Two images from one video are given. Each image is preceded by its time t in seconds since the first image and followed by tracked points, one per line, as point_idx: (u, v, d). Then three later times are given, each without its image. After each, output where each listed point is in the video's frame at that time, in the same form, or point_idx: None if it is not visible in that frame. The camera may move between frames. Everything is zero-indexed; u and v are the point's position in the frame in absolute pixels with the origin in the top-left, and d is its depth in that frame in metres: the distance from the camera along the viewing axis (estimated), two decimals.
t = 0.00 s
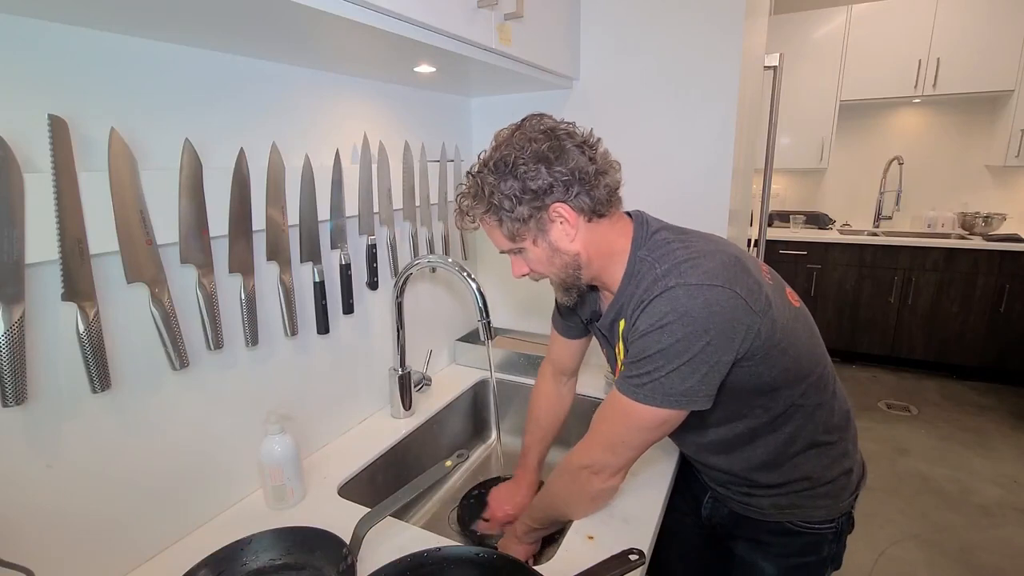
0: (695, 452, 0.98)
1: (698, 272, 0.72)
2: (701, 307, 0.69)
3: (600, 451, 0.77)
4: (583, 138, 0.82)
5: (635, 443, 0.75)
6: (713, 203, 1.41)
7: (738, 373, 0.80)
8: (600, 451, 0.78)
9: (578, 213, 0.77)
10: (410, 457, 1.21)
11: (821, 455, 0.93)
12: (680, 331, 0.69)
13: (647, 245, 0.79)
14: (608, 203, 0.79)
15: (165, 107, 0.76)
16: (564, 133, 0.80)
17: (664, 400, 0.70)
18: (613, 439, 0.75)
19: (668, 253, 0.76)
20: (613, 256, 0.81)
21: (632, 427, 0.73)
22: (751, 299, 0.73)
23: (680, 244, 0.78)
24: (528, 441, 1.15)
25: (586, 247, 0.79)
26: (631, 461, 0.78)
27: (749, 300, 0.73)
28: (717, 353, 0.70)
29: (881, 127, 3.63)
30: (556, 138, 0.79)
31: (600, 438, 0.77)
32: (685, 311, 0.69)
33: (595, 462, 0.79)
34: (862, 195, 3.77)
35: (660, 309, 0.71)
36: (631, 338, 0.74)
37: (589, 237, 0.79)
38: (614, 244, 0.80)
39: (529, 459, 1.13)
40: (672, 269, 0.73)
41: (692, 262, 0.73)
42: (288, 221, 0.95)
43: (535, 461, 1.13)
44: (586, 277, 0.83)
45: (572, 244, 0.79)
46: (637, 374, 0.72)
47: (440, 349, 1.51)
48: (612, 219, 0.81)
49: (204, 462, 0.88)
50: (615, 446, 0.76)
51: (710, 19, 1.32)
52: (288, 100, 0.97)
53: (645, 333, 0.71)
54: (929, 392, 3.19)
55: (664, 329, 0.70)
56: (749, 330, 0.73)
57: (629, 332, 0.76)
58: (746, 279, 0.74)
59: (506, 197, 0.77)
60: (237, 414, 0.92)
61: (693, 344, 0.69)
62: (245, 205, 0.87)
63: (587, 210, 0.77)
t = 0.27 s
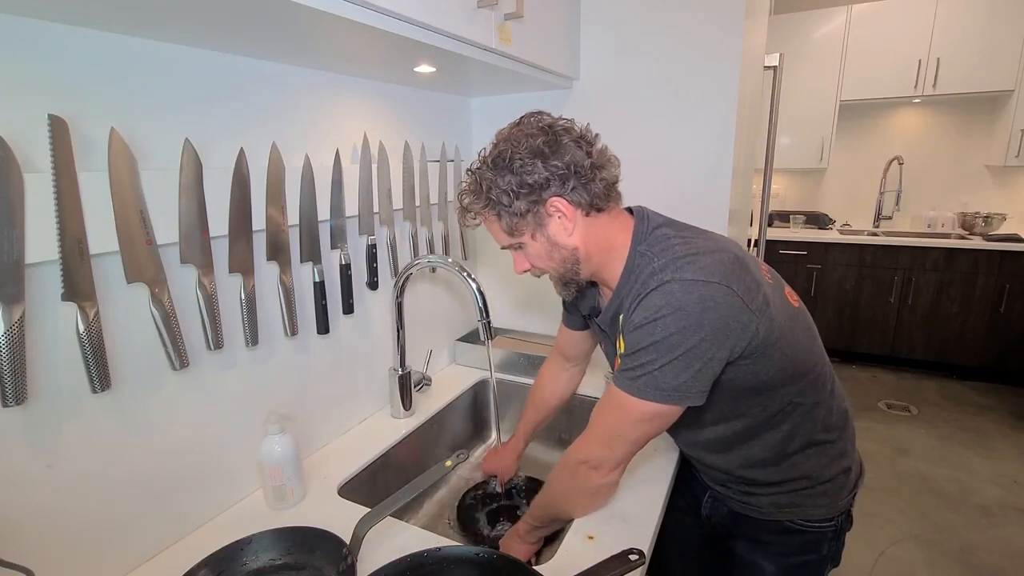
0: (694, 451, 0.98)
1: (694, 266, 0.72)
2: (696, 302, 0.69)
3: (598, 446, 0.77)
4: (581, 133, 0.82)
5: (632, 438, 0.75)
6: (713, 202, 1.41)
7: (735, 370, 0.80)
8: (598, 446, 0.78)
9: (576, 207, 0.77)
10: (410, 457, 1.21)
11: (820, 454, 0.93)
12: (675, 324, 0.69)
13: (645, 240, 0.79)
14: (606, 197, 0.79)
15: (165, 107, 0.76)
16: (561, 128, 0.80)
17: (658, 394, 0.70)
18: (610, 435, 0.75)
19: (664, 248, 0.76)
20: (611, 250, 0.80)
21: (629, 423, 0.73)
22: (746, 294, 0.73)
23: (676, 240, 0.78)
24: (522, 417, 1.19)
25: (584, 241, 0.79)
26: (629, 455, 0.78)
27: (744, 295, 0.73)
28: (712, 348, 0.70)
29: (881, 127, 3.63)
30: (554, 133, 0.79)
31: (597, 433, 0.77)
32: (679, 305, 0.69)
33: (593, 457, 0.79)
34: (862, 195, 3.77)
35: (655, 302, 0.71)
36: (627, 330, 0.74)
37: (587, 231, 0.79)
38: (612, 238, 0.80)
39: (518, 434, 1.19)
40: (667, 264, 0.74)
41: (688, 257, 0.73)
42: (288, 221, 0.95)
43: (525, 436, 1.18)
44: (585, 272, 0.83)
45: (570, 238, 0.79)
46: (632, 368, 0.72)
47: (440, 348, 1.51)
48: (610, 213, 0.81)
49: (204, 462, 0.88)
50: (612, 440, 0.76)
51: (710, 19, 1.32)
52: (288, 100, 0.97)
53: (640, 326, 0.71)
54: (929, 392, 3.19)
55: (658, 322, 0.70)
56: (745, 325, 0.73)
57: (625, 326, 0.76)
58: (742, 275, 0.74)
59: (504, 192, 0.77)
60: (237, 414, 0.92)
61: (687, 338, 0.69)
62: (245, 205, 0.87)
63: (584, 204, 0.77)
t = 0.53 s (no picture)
0: (697, 452, 0.98)
1: (695, 266, 0.72)
2: (696, 300, 0.69)
3: (599, 446, 0.77)
4: (579, 138, 0.82)
5: (632, 439, 0.75)
6: (712, 203, 1.41)
7: (737, 370, 0.80)
8: (598, 446, 0.78)
9: (575, 212, 0.77)
10: (410, 457, 1.21)
11: (824, 456, 0.93)
12: (676, 324, 0.69)
13: (646, 242, 0.79)
14: (605, 201, 0.79)
15: (165, 107, 0.76)
16: (560, 134, 0.80)
17: (661, 394, 0.70)
18: (611, 435, 0.75)
19: (666, 249, 0.77)
20: (612, 254, 0.80)
21: (630, 423, 0.73)
22: (748, 293, 0.73)
23: (678, 240, 0.78)
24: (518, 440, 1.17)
25: (585, 245, 0.79)
26: (630, 457, 0.78)
27: (746, 295, 0.73)
28: (714, 348, 0.70)
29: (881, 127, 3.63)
30: (552, 139, 0.79)
31: (598, 434, 0.77)
32: (680, 305, 0.69)
33: (593, 458, 0.79)
34: (862, 195, 3.77)
35: (656, 302, 0.71)
36: (628, 331, 0.74)
37: (586, 236, 0.79)
38: (612, 242, 0.80)
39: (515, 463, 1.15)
40: (668, 264, 0.74)
41: (689, 257, 0.73)
42: (288, 221, 0.95)
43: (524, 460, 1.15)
44: (586, 276, 0.83)
45: (570, 244, 0.79)
46: (633, 368, 0.72)
47: (440, 349, 1.51)
48: (610, 217, 0.81)
49: (204, 462, 0.88)
50: (613, 442, 0.76)
51: (710, 19, 1.32)
52: (288, 100, 0.97)
53: (642, 327, 0.71)
54: (929, 392, 3.19)
55: (659, 322, 0.70)
56: (746, 325, 0.73)
57: (626, 327, 0.76)
58: (743, 274, 0.74)
59: (503, 199, 0.77)
60: (236, 414, 0.92)
61: (688, 337, 0.69)
62: (245, 205, 0.87)
63: (583, 209, 0.77)
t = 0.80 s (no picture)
0: (695, 453, 0.98)
1: (696, 269, 0.72)
2: (697, 304, 0.69)
3: (601, 451, 0.77)
4: (582, 133, 0.82)
5: (634, 443, 0.75)
6: (712, 203, 1.41)
7: (736, 372, 0.80)
8: (600, 451, 0.78)
9: (575, 209, 0.77)
10: (410, 458, 1.21)
11: (820, 457, 0.93)
12: (678, 329, 0.69)
13: (645, 242, 0.79)
14: (606, 198, 0.79)
15: (165, 107, 0.76)
16: (563, 128, 0.80)
17: (663, 399, 0.70)
18: (613, 439, 0.75)
19: (665, 250, 0.76)
20: (609, 252, 0.81)
21: (631, 427, 0.73)
22: (748, 296, 0.73)
23: (677, 242, 0.78)
24: (547, 422, 1.19)
25: (583, 242, 0.79)
26: (633, 461, 0.78)
27: (746, 298, 0.73)
28: (715, 351, 0.70)
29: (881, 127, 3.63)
30: (555, 133, 0.79)
31: (600, 437, 0.77)
32: (682, 308, 0.69)
33: (596, 462, 0.79)
34: (862, 195, 3.77)
35: (657, 306, 0.71)
36: (630, 335, 0.74)
37: (586, 232, 0.79)
38: (611, 239, 0.80)
39: (552, 446, 1.17)
40: (668, 266, 0.73)
41: (689, 260, 0.73)
42: (288, 221, 0.95)
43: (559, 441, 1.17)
44: (581, 272, 0.83)
45: (568, 240, 0.79)
46: (635, 373, 0.72)
47: (440, 349, 1.51)
48: (609, 215, 0.81)
49: (204, 462, 0.88)
50: (615, 446, 0.76)
51: (710, 19, 1.32)
52: (288, 100, 0.97)
53: (643, 331, 0.71)
54: (929, 392, 3.19)
55: (662, 326, 0.70)
56: (746, 328, 0.73)
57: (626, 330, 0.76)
58: (743, 277, 0.74)
59: (503, 192, 0.77)
60: (236, 414, 0.92)
61: (690, 341, 0.69)
62: (245, 205, 0.87)
63: (583, 206, 0.77)
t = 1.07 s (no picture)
0: (698, 453, 0.98)
1: (702, 271, 0.72)
2: (704, 306, 0.69)
3: (603, 453, 0.77)
4: (584, 134, 0.82)
5: (637, 445, 0.75)
6: (712, 203, 1.41)
7: (741, 372, 0.80)
8: (603, 452, 0.78)
9: (577, 210, 0.77)
10: (410, 458, 1.21)
11: (824, 456, 0.93)
12: (685, 331, 0.69)
13: (650, 244, 0.79)
14: (608, 199, 0.79)
15: (165, 107, 0.76)
16: (564, 129, 0.80)
17: (669, 401, 0.70)
18: (616, 440, 0.75)
19: (671, 252, 0.76)
20: (612, 252, 0.80)
21: (635, 429, 0.73)
22: (754, 298, 0.73)
23: (682, 243, 0.78)
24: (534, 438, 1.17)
25: (585, 243, 0.79)
26: (635, 463, 0.78)
27: (753, 300, 0.73)
28: (722, 354, 0.70)
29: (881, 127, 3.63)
30: (557, 134, 0.79)
31: (603, 439, 0.77)
32: (689, 311, 0.69)
33: (597, 464, 0.79)
34: (862, 195, 3.77)
35: (664, 309, 0.71)
36: (635, 337, 0.74)
37: (588, 233, 0.79)
38: (613, 240, 0.80)
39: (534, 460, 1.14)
40: (674, 269, 0.73)
41: (695, 262, 0.73)
42: (288, 221, 0.95)
43: (541, 457, 1.14)
44: (585, 273, 0.83)
45: (570, 241, 0.79)
46: (641, 376, 0.72)
47: (440, 349, 1.51)
48: (611, 216, 0.81)
49: (204, 462, 0.88)
50: (618, 448, 0.76)
51: (710, 19, 1.32)
52: (288, 100, 0.97)
53: (650, 333, 0.71)
54: (929, 392, 3.19)
55: (668, 329, 0.70)
56: (752, 330, 0.73)
57: (632, 332, 0.76)
58: (749, 279, 0.74)
59: (505, 193, 0.77)
60: (236, 414, 0.92)
61: (697, 344, 0.69)
62: (245, 205, 0.87)
63: (585, 206, 0.77)
